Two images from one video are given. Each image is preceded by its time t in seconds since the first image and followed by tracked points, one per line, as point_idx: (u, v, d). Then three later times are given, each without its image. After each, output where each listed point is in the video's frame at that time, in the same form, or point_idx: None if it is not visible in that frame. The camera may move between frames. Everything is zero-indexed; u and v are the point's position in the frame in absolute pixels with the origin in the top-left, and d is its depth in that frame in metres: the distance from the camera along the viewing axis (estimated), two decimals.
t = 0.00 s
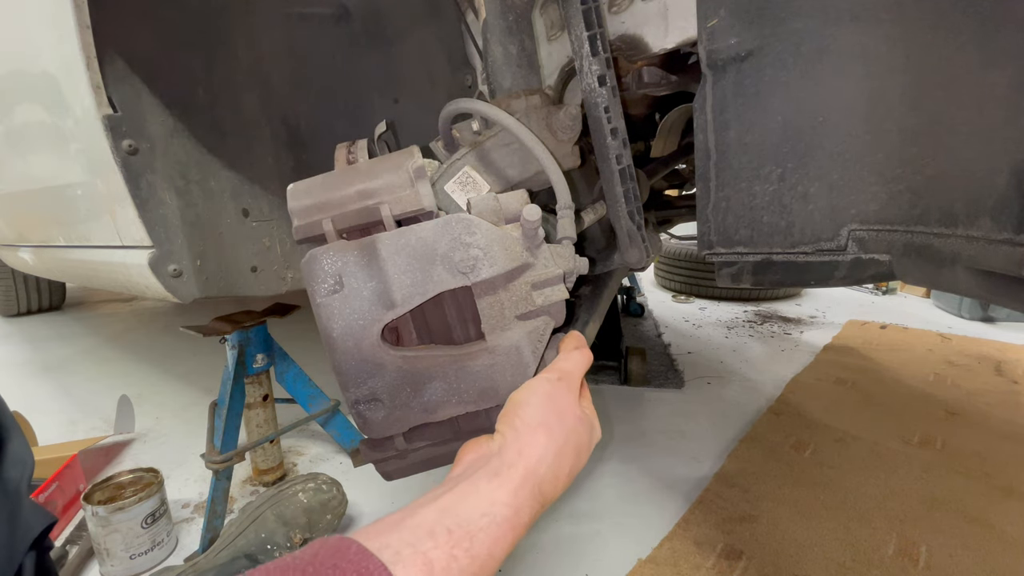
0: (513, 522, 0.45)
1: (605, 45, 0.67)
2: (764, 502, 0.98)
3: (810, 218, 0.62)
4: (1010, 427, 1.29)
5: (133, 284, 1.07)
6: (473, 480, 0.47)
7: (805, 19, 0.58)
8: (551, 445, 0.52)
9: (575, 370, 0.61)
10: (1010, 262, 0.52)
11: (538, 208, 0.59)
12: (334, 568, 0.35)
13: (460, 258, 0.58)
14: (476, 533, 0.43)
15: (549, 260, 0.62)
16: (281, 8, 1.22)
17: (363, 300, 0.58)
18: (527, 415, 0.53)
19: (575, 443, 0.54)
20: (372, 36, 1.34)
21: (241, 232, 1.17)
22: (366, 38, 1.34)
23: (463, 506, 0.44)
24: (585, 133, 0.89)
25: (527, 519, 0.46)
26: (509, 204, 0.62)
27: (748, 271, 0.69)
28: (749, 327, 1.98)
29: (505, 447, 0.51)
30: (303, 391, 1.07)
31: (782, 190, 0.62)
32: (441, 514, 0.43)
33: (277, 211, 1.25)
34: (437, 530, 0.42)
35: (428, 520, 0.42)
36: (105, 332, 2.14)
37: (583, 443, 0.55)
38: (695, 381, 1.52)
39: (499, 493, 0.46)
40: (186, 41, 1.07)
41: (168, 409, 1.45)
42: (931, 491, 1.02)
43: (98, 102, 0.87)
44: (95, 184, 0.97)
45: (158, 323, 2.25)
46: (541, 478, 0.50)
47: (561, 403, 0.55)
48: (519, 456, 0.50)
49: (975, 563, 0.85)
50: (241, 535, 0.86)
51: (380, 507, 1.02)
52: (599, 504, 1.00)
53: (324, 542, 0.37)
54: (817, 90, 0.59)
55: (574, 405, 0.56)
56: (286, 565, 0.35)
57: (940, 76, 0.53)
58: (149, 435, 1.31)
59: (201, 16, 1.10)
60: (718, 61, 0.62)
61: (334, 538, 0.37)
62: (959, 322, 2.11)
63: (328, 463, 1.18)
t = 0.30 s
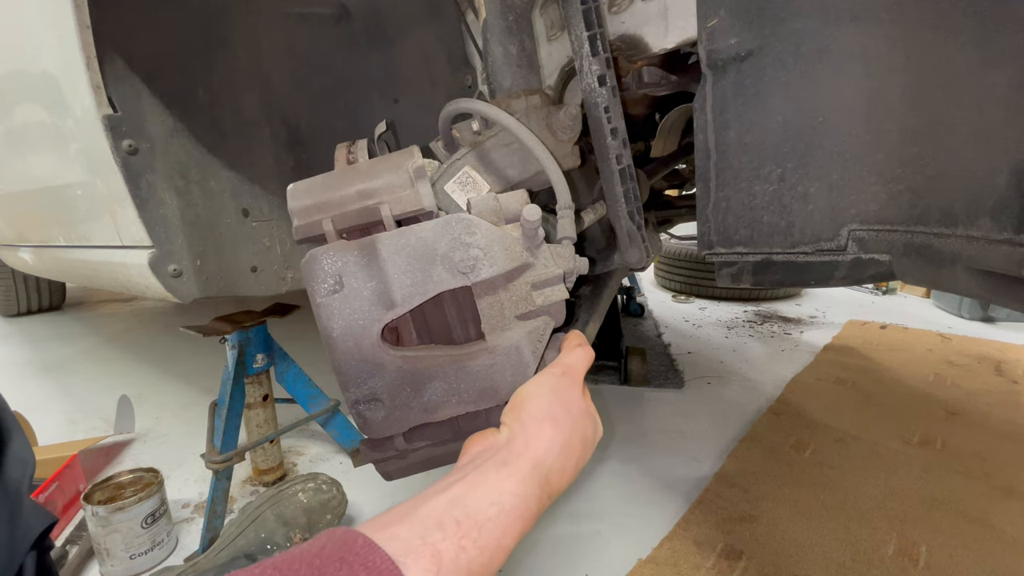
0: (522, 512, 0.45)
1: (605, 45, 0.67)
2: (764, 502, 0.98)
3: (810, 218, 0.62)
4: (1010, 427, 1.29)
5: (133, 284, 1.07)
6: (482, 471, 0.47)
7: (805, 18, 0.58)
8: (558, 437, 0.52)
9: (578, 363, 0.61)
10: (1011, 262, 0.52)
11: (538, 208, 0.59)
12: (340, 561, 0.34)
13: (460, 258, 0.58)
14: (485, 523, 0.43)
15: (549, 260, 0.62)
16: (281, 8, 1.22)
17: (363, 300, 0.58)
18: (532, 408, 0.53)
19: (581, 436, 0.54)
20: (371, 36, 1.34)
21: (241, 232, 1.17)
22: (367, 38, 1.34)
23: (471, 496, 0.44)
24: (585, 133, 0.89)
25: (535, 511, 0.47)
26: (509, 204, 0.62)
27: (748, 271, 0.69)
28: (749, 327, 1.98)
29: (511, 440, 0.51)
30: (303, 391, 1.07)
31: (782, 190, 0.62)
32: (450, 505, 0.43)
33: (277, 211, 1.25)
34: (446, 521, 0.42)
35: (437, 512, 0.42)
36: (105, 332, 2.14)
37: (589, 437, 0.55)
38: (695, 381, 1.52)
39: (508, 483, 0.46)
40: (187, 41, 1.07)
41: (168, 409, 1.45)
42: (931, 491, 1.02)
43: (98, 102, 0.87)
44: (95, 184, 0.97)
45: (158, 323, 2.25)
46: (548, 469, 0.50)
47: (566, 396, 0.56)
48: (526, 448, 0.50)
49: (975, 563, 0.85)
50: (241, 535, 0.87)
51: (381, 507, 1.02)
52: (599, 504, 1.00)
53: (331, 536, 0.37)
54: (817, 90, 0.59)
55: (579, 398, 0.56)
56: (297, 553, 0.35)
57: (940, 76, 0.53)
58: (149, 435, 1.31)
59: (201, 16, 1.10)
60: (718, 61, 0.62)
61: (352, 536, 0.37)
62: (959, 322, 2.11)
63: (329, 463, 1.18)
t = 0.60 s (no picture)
0: (536, 493, 0.45)
1: (605, 45, 0.67)
2: (764, 502, 0.98)
3: (810, 218, 0.62)
4: (1010, 427, 1.29)
5: (133, 284, 1.07)
6: (495, 456, 0.47)
7: (805, 18, 0.58)
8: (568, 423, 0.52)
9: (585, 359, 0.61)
10: (1011, 263, 0.52)
11: (538, 208, 0.59)
12: (361, 546, 0.35)
13: (460, 258, 0.58)
14: (501, 503, 0.42)
15: (549, 260, 0.62)
16: (281, 9, 1.22)
17: (363, 300, 0.58)
18: (543, 396, 0.53)
19: (590, 425, 0.54)
20: (371, 37, 1.34)
21: (241, 232, 1.17)
22: (366, 38, 1.34)
23: (486, 480, 0.44)
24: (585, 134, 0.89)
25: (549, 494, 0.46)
26: (509, 204, 0.61)
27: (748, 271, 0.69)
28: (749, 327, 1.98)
29: (522, 427, 0.50)
30: (303, 391, 1.07)
31: (782, 190, 0.62)
32: (465, 486, 0.42)
33: (277, 211, 1.25)
34: (463, 502, 0.41)
35: (453, 493, 0.42)
36: (105, 332, 2.14)
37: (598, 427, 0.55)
38: (695, 381, 1.52)
39: (521, 466, 0.46)
40: (187, 41, 1.07)
41: (168, 409, 1.45)
42: (931, 491, 1.02)
43: (98, 102, 0.87)
44: (95, 184, 0.97)
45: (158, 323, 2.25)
46: (559, 455, 0.49)
47: (573, 386, 0.56)
48: (536, 434, 0.50)
49: (976, 563, 0.85)
50: (241, 535, 0.86)
51: (381, 507, 1.02)
52: (599, 504, 1.00)
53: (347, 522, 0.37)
54: (817, 90, 0.59)
55: (585, 388, 0.57)
56: (316, 541, 0.35)
57: (940, 76, 0.53)
58: (149, 435, 1.31)
59: (202, 16, 1.10)
60: (718, 61, 0.62)
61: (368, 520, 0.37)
62: (959, 322, 2.10)
63: (328, 463, 1.18)
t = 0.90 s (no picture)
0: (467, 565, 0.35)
1: (605, 45, 0.67)
2: (764, 502, 0.98)
3: (810, 218, 0.62)
4: (1011, 427, 1.29)
5: (133, 284, 1.07)
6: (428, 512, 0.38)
7: (805, 18, 0.58)
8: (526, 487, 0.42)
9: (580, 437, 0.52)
10: (1011, 263, 0.52)
11: (538, 208, 0.59)
12: None
13: (460, 258, 0.58)
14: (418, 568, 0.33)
15: (549, 260, 0.62)
16: (281, 9, 1.22)
17: (363, 300, 0.58)
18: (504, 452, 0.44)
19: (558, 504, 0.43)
20: (371, 37, 1.34)
21: (241, 232, 1.17)
22: (366, 39, 1.34)
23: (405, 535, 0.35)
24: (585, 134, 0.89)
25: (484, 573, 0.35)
26: (509, 204, 0.61)
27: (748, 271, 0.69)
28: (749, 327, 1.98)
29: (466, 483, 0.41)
30: (303, 391, 1.07)
31: (782, 190, 0.62)
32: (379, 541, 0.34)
33: (277, 211, 1.25)
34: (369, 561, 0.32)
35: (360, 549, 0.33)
36: (105, 332, 2.14)
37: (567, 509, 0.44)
38: (694, 381, 1.52)
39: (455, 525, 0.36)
40: (187, 41, 1.07)
41: (168, 409, 1.45)
42: (931, 491, 1.02)
43: (98, 102, 0.87)
44: (95, 184, 0.97)
45: (158, 323, 2.25)
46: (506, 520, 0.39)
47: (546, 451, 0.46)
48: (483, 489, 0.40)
49: (976, 563, 0.85)
50: (240, 535, 0.86)
51: (381, 507, 1.02)
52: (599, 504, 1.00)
53: None
54: (817, 90, 0.59)
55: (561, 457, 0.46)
56: None
57: (940, 76, 0.53)
58: (149, 435, 1.31)
59: (202, 16, 1.10)
60: (718, 60, 0.62)
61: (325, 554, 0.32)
62: (959, 322, 2.11)
63: (328, 463, 1.18)
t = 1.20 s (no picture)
0: None
1: (605, 45, 0.67)
2: (764, 502, 0.98)
3: (810, 218, 0.62)
4: (1011, 427, 1.29)
5: (133, 284, 1.07)
6: None
7: (805, 19, 0.58)
8: None
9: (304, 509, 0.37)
10: (1011, 263, 0.52)
11: (538, 208, 0.59)
12: None
13: (460, 258, 0.58)
14: None
15: (549, 260, 0.62)
16: (281, 9, 1.22)
17: (363, 300, 0.58)
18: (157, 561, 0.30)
19: None
20: (371, 37, 1.34)
21: (241, 232, 1.17)
22: (366, 39, 1.34)
23: None
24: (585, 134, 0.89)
25: None
26: (509, 204, 0.61)
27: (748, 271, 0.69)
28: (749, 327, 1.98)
29: None
30: (303, 392, 1.07)
31: (782, 190, 0.62)
32: None
33: (277, 211, 1.25)
34: None
35: None
36: (105, 332, 2.14)
37: None
38: (695, 381, 1.52)
39: None
40: (186, 41, 1.07)
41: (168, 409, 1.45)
42: (931, 491, 1.02)
43: (98, 102, 0.87)
44: (95, 184, 0.97)
45: (158, 323, 2.25)
46: None
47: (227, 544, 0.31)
48: None
49: (976, 564, 0.85)
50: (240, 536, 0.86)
51: (381, 507, 1.02)
52: (599, 504, 1.00)
53: None
54: (817, 90, 0.59)
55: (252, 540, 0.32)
56: None
57: (940, 76, 0.53)
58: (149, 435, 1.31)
59: (201, 16, 1.10)
60: (718, 60, 0.62)
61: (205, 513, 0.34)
62: (959, 322, 2.10)
63: (328, 463, 1.18)
